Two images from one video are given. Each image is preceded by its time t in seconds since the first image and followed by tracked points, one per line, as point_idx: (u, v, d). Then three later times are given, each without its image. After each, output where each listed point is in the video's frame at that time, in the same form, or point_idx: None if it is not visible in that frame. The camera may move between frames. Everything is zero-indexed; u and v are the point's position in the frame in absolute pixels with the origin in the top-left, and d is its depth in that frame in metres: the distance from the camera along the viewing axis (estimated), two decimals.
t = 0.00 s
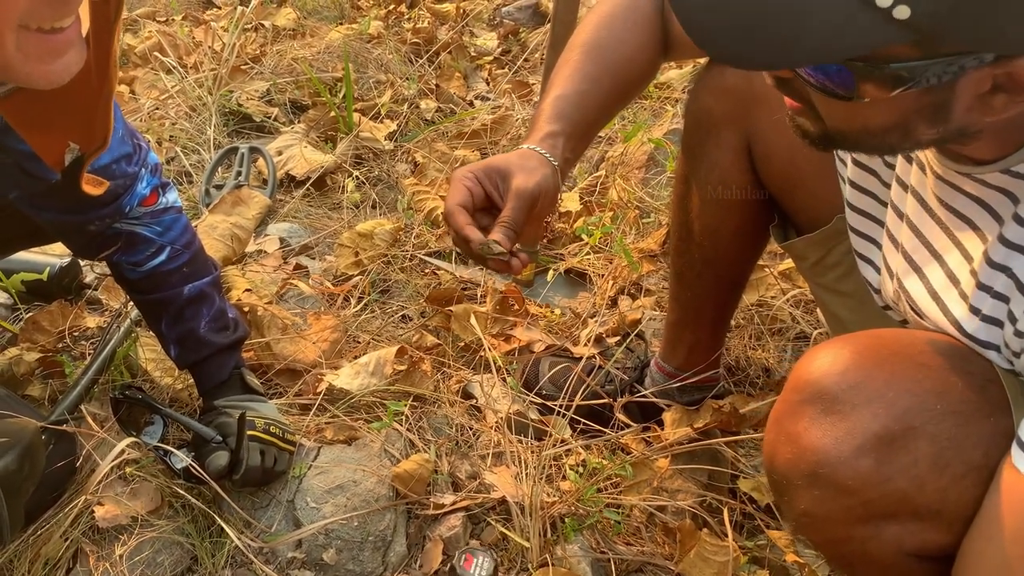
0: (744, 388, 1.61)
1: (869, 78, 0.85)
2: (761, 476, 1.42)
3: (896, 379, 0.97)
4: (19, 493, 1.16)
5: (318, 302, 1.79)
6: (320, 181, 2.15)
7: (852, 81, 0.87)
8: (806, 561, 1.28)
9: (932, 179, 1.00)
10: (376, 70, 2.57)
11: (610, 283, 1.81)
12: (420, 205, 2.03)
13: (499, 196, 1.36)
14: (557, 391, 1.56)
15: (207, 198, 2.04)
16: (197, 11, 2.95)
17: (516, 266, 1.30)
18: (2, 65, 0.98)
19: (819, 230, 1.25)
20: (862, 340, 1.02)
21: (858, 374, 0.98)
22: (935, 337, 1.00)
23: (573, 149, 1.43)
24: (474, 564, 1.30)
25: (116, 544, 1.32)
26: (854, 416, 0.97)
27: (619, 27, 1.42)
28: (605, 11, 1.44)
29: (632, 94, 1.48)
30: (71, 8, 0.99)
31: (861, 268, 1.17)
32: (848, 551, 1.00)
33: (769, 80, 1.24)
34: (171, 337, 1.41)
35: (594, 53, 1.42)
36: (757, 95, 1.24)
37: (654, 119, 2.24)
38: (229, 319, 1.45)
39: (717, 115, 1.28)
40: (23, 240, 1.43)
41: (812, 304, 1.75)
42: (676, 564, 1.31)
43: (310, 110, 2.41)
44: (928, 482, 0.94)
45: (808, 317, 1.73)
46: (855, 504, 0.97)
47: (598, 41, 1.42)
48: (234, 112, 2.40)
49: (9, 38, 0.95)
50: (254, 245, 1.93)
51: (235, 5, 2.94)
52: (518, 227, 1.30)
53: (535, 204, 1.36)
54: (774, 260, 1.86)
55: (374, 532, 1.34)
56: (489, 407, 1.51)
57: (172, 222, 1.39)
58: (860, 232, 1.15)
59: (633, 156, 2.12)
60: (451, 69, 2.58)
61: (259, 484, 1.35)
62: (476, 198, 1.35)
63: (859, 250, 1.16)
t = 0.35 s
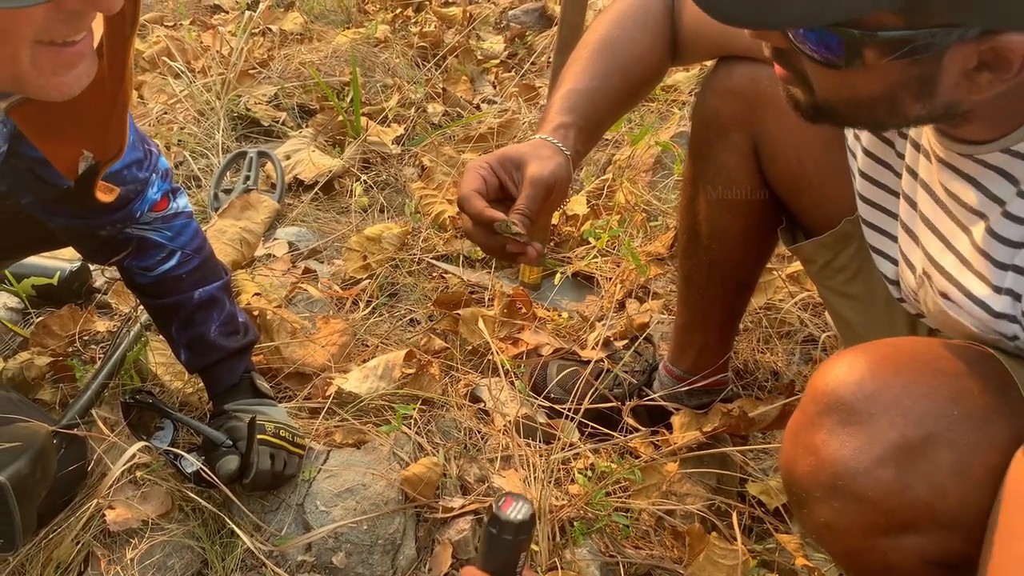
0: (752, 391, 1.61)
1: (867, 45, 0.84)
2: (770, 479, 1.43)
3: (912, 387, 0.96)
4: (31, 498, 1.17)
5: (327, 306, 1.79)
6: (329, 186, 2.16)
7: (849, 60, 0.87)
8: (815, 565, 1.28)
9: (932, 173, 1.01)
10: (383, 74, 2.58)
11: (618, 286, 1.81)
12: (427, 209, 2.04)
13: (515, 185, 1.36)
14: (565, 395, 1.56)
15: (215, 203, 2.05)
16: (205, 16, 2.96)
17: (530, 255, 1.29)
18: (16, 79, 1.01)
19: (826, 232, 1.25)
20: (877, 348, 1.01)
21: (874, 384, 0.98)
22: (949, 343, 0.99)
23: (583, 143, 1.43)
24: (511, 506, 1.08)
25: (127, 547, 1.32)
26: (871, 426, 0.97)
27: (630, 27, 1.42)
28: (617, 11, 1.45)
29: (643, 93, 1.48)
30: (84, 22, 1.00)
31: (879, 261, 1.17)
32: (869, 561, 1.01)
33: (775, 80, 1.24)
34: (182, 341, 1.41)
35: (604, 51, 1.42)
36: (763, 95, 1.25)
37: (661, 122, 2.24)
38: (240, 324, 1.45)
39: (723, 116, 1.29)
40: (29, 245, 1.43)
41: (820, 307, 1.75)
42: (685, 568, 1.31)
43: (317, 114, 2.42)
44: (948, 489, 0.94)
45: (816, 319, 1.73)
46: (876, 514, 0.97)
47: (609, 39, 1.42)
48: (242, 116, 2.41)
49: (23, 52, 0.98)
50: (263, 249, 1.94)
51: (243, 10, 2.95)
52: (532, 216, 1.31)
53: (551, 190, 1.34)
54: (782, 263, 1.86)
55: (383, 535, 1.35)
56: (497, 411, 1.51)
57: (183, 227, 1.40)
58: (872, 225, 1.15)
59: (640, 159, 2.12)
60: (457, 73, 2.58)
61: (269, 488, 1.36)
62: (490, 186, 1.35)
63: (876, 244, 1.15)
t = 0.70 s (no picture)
0: (770, 399, 1.61)
1: None
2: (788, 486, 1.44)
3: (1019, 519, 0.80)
4: (55, 500, 1.18)
5: (345, 310, 1.80)
6: (347, 191, 2.17)
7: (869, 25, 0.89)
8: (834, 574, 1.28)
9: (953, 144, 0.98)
10: (400, 80, 2.59)
11: (635, 292, 1.81)
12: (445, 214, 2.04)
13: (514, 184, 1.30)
14: (584, 401, 1.56)
15: (235, 207, 2.06)
16: (223, 21, 2.98)
17: (529, 253, 1.25)
18: (39, 82, 1.02)
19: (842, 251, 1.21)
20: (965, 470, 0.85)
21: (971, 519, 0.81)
22: None
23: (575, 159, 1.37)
24: (532, 463, 1.06)
25: (147, 549, 1.33)
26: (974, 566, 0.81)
27: (630, 42, 1.37)
28: (617, 26, 1.40)
29: (643, 113, 1.43)
30: (105, 27, 1.01)
31: (929, 246, 1.11)
32: None
33: (784, 95, 1.20)
34: (203, 345, 1.43)
35: (604, 65, 1.37)
36: (772, 111, 1.21)
37: (679, 128, 2.24)
38: (260, 328, 1.46)
39: (734, 133, 1.26)
40: (46, 254, 1.43)
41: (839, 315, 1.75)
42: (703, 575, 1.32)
43: (335, 120, 2.43)
44: None
45: (835, 327, 1.72)
46: None
47: (608, 54, 1.38)
48: (261, 121, 2.43)
49: (44, 56, 0.98)
50: (282, 253, 1.95)
51: (261, 16, 2.97)
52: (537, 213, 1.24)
53: (552, 183, 1.30)
54: (800, 270, 1.85)
55: (400, 540, 1.35)
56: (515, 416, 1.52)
57: (204, 232, 1.41)
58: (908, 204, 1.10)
59: (658, 165, 2.12)
60: (474, 78, 2.59)
61: (289, 491, 1.36)
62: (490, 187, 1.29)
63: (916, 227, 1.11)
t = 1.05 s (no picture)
0: (785, 413, 1.61)
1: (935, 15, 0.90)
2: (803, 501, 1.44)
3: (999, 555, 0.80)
4: (77, 504, 1.19)
5: (362, 319, 1.82)
6: (364, 201, 2.18)
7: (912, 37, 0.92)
8: None
9: (975, 154, 1.03)
10: (418, 89, 2.61)
11: (651, 304, 1.81)
12: (461, 224, 2.06)
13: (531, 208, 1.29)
14: (600, 413, 1.57)
15: (253, 215, 2.09)
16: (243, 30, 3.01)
17: (541, 270, 1.23)
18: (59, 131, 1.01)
19: (858, 267, 1.20)
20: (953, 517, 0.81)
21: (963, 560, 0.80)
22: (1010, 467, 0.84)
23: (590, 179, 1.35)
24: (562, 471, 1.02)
25: (167, 555, 1.35)
26: None
27: (643, 62, 1.38)
28: (629, 48, 1.41)
29: (654, 133, 1.43)
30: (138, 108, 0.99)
31: (944, 260, 1.13)
32: None
33: (804, 113, 1.20)
34: (223, 352, 1.44)
35: (617, 84, 1.37)
36: (792, 130, 1.21)
37: (695, 140, 2.24)
38: (279, 337, 1.47)
39: (751, 152, 1.26)
40: (67, 263, 1.45)
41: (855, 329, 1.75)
42: None
43: (353, 129, 2.45)
44: None
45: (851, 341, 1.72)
46: None
47: (620, 74, 1.38)
48: (280, 130, 2.45)
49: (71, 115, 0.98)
50: (300, 262, 1.97)
51: (280, 25, 3.00)
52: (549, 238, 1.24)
53: (565, 213, 1.29)
54: (817, 283, 1.85)
55: (416, 549, 1.37)
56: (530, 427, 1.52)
57: (225, 241, 1.43)
58: (919, 220, 1.14)
59: (674, 177, 2.12)
60: (490, 89, 2.60)
61: (306, 499, 1.37)
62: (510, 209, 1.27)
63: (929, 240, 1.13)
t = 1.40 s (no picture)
0: (801, 423, 1.61)
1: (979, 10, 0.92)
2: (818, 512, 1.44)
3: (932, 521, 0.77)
4: (98, 506, 1.20)
5: (378, 326, 1.83)
6: (381, 208, 2.20)
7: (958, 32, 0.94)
8: None
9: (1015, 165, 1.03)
10: (434, 98, 2.62)
11: (667, 313, 1.82)
12: (478, 232, 2.07)
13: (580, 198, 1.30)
14: (616, 422, 1.56)
15: (272, 221, 2.11)
16: (262, 38, 3.04)
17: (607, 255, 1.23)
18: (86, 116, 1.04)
19: (876, 278, 1.20)
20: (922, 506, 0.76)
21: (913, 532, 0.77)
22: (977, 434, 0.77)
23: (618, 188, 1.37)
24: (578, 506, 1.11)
25: (185, 558, 1.36)
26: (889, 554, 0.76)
27: (669, 71, 1.40)
28: (656, 58, 1.43)
29: (678, 140, 1.45)
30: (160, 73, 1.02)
31: (969, 273, 1.12)
32: None
33: (827, 122, 1.21)
34: (242, 357, 1.46)
35: (644, 91, 1.39)
36: (812, 139, 1.22)
37: (711, 149, 2.25)
38: (298, 342, 1.49)
39: (773, 162, 1.27)
40: (90, 267, 1.47)
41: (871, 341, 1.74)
42: None
43: (370, 137, 2.47)
44: None
45: (867, 353, 1.72)
46: None
47: (646, 82, 1.40)
48: (298, 137, 2.47)
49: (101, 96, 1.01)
50: (317, 268, 1.98)
51: (299, 33, 3.03)
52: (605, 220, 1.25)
53: (615, 190, 1.30)
54: (832, 294, 1.85)
55: (431, 555, 1.37)
56: (545, 435, 1.53)
57: (246, 246, 1.45)
58: (947, 230, 1.13)
59: (690, 187, 2.13)
60: (507, 97, 2.62)
61: (322, 503, 1.38)
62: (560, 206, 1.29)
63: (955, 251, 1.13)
